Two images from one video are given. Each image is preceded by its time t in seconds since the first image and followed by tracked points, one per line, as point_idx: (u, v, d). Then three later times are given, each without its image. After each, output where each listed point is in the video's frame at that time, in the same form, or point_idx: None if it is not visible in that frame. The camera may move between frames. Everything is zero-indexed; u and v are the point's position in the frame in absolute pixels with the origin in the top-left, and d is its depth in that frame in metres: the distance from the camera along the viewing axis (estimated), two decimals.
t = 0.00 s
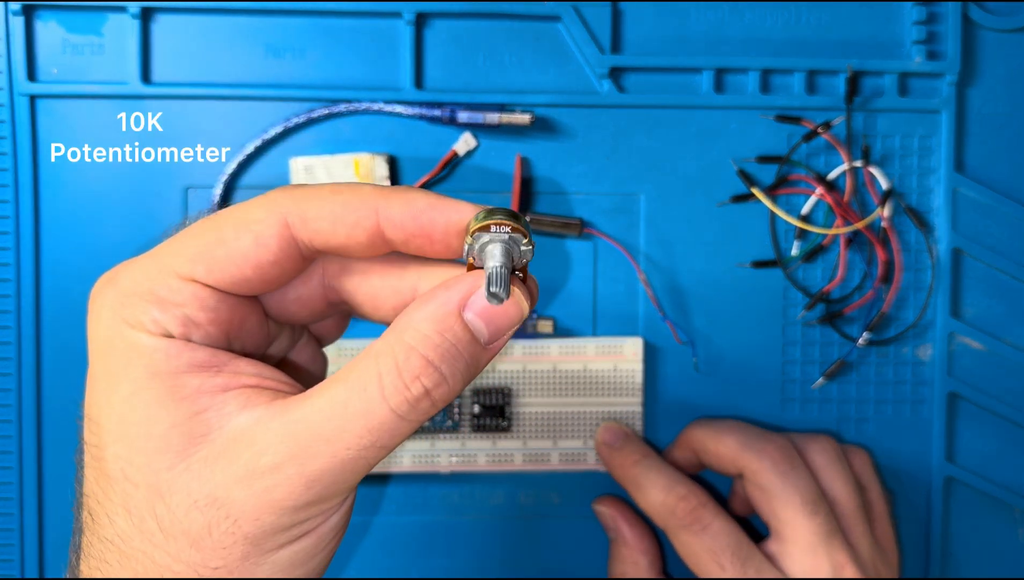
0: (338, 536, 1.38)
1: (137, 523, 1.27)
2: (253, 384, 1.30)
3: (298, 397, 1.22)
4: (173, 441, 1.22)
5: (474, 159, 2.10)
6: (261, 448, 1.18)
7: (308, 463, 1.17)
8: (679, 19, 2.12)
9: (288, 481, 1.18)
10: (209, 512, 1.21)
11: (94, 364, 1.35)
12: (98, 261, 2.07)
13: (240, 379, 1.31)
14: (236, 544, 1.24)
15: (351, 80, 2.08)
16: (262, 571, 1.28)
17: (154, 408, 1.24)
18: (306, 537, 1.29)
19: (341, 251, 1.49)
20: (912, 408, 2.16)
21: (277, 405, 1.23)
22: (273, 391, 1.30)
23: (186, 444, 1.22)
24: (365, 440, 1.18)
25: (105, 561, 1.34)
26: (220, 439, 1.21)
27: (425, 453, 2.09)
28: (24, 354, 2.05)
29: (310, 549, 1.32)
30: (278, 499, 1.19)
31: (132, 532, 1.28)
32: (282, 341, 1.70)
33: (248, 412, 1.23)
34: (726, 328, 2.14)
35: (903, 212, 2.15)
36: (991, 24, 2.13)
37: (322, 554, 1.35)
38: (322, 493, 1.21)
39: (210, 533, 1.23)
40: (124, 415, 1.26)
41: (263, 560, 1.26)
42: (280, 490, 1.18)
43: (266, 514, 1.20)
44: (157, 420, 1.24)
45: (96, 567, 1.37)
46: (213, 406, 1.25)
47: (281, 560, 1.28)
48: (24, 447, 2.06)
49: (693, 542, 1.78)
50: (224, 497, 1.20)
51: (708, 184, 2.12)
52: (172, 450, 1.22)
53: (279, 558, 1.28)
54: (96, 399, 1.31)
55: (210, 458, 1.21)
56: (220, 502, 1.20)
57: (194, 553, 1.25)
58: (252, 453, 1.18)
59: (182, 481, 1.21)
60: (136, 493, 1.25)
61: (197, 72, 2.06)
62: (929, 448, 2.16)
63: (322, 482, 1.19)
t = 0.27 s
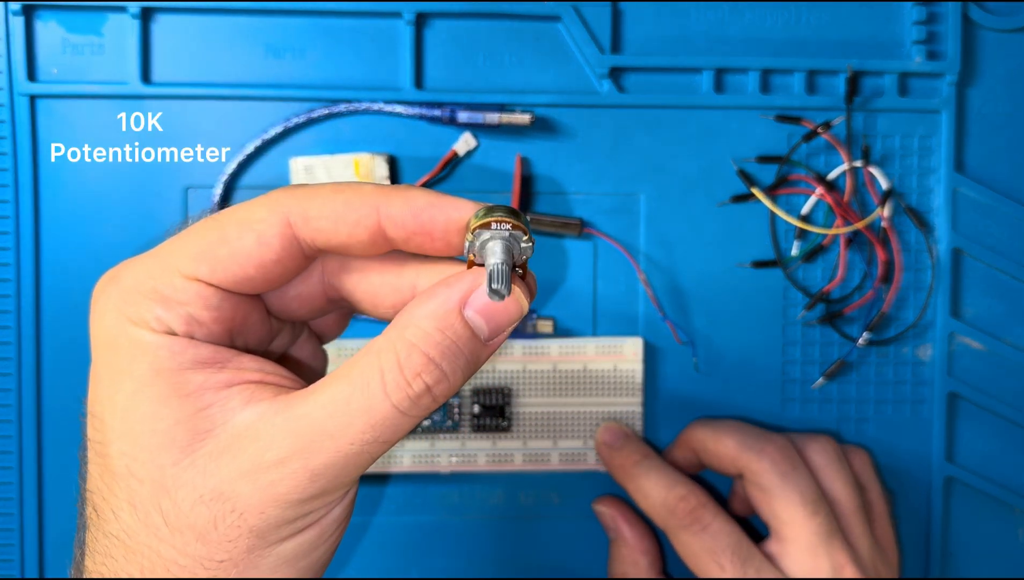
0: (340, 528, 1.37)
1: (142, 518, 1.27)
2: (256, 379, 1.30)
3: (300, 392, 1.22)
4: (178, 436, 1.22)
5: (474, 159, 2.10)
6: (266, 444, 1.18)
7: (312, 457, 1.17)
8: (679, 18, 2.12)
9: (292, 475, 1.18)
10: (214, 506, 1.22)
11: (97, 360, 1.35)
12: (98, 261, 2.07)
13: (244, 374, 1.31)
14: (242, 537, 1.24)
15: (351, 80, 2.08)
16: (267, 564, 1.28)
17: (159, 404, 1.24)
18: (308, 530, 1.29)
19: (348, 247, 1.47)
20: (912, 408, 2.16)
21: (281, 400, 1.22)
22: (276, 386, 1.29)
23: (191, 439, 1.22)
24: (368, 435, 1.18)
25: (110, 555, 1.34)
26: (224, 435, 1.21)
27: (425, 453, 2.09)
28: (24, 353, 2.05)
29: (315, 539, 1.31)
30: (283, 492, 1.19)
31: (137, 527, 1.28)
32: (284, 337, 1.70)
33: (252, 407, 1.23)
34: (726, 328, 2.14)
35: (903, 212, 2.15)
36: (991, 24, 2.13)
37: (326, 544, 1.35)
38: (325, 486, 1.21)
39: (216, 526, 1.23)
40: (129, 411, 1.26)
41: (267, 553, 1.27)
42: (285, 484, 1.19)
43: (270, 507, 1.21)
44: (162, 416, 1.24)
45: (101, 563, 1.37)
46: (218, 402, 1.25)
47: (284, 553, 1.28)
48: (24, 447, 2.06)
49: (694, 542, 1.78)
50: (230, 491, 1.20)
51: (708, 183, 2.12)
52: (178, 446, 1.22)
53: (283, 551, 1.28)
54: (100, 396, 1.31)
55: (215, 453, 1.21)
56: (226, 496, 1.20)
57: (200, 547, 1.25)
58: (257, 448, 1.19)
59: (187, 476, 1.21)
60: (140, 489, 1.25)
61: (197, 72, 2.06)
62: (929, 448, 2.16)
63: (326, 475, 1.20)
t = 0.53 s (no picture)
0: (339, 528, 1.39)
1: (140, 519, 1.27)
2: (250, 379, 1.29)
3: (297, 395, 1.21)
4: (172, 437, 1.22)
5: (474, 159, 2.10)
6: (260, 448, 1.18)
7: (307, 462, 1.17)
8: (679, 18, 2.12)
9: (287, 479, 1.18)
10: (210, 509, 1.22)
11: (92, 360, 1.35)
12: (97, 261, 2.07)
13: (237, 373, 1.30)
14: (237, 540, 1.24)
15: (351, 80, 2.08)
16: (263, 566, 1.29)
17: (154, 403, 1.24)
18: (305, 532, 1.30)
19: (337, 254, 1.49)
20: (912, 408, 2.16)
21: (276, 401, 1.22)
22: (271, 386, 1.28)
23: (186, 439, 1.22)
24: (363, 441, 1.17)
25: (109, 556, 1.34)
26: (219, 435, 1.21)
27: (425, 453, 2.09)
28: (24, 354, 2.05)
29: (310, 544, 1.32)
30: (278, 497, 1.19)
31: (135, 528, 1.28)
32: (281, 342, 1.70)
33: (246, 408, 1.22)
34: (726, 328, 2.14)
35: (902, 212, 2.15)
36: (991, 24, 2.13)
37: (323, 547, 1.36)
38: (321, 490, 1.21)
39: (211, 529, 1.23)
40: (125, 410, 1.25)
41: (263, 556, 1.27)
42: (280, 488, 1.19)
43: (266, 511, 1.21)
44: (157, 415, 1.23)
45: (100, 564, 1.37)
46: (210, 400, 1.24)
47: (280, 555, 1.29)
48: (24, 447, 2.06)
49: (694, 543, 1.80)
50: (224, 494, 1.20)
51: (709, 183, 2.12)
52: (173, 446, 1.22)
53: (279, 553, 1.29)
54: (97, 396, 1.31)
55: (209, 454, 1.21)
56: (221, 498, 1.20)
57: (195, 549, 1.25)
58: (252, 451, 1.18)
59: (183, 477, 1.21)
60: (138, 489, 1.25)
61: (196, 72, 2.06)
62: (929, 448, 2.16)
63: (321, 480, 1.20)
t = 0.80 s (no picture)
0: (343, 538, 1.39)
1: (144, 533, 1.27)
2: (254, 389, 1.29)
3: (303, 405, 1.21)
4: (177, 451, 1.22)
5: (474, 159, 2.10)
6: (267, 461, 1.17)
7: (315, 474, 1.17)
8: (679, 18, 2.12)
9: (295, 491, 1.18)
10: (216, 521, 1.22)
11: (93, 372, 1.34)
12: (97, 262, 2.07)
13: (241, 384, 1.29)
14: (244, 551, 1.24)
15: (351, 80, 2.08)
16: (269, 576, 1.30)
17: (159, 416, 1.23)
18: (310, 543, 1.31)
19: (342, 258, 1.48)
20: (912, 408, 2.16)
21: (283, 413, 1.21)
22: (277, 397, 1.28)
23: (192, 451, 1.22)
24: (371, 452, 1.17)
25: (111, 570, 1.34)
26: (226, 447, 1.21)
27: (425, 453, 2.08)
28: (24, 354, 2.05)
29: (314, 554, 1.33)
30: (285, 508, 1.20)
31: (139, 542, 1.28)
32: (282, 348, 1.71)
33: (252, 419, 1.22)
34: (726, 328, 2.14)
35: (902, 212, 2.15)
36: (991, 24, 2.13)
37: (325, 559, 1.37)
38: (327, 502, 1.21)
39: (218, 541, 1.23)
40: (129, 424, 1.25)
41: (269, 566, 1.28)
42: (288, 499, 1.19)
43: (272, 522, 1.21)
44: (162, 428, 1.23)
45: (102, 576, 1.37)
46: (215, 414, 1.24)
47: (286, 565, 1.30)
48: (24, 448, 2.06)
49: (697, 545, 1.87)
50: (231, 506, 1.20)
51: (709, 184, 2.12)
52: (178, 460, 1.22)
53: (284, 563, 1.30)
54: (98, 410, 1.30)
55: (216, 466, 1.20)
56: (228, 511, 1.21)
57: (201, 561, 1.26)
58: (258, 464, 1.18)
59: (189, 490, 1.21)
60: (142, 502, 1.24)
61: (197, 72, 2.06)
62: (930, 448, 2.16)
63: (329, 492, 1.20)
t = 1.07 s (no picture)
0: (353, 538, 1.40)
1: (155, 542, 1.27)
2: (258, 394, 1.28)
3: (309, 408, 1.20)
4: (183, 459, 1.22)
5: (474, 159, 2.10)
6: (276, 465, 1.17)
7: (325, 477, 1.17)
8: (679, 18, 2.12)
9: (306, 494, 1.18)
10: (228, 527, 1.22)
11: (93, 382, 1.34)
12: (97, 262, 2.07)
13: (244, 389, 1.29)
14: (258, 556, 1.25)
15: (351, 80, 2.08)
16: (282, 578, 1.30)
17: (163, 425, 1.24)
18: (322, 544, 1.31)
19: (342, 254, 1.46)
20: (912, 408, 2.16)
21: (288, 416, 1.21)
22: (282, 399, 1.28)
23: (199, 458, 1.22)
24: (380, 453, 1.18)
25: None
26: (233, 453, 1.21)
27: (426, 454, 2.08)
28: (25, 354, 2.05)
29: (326, 556, 1.33)
30: (297, 511, 1.20)
31: (150, 551, 1.28)
32: (276, 345, 1.71)
33: (257, 424, 1.22)
34: (726, 327, 2.14)
35: (902, 212, 2.15)
36: (991, 24, 2.13)
37: (337, 559, 1.37)
38: (338, 503, 1.22)
39: (231, 547, 1.24)
40: (133, 433, 1.25)
41: (283, 569, 1.28)
42: (299, 503, 1.19)
43: (284, 526, 1.21)
44: (166, 437, 1.23)
45: None
46: (217, 420, 1.24)
47: (299, 567, 1.30)
48: (24, 448, 2.06)
49: (697, 545, 1.87)
50: (242, 512, 1.20)
51: (708, 184, 2.12)
52: (185, 467, 1.22)
53: (298, 565, 1.30)
54: (99, 421, 1.30)
55: (224, 472, 1.20)
56: (239, 517, 1.21)
57: (215, 567, 1.26)
58: (268, 469, 1.18)
59: (199, 497, 1.22)
60: (152, 511, 1.25)
61: (197, 71, 2.06)
62: (930, 448, 2.16)
63: (340, 493, 1.20)
